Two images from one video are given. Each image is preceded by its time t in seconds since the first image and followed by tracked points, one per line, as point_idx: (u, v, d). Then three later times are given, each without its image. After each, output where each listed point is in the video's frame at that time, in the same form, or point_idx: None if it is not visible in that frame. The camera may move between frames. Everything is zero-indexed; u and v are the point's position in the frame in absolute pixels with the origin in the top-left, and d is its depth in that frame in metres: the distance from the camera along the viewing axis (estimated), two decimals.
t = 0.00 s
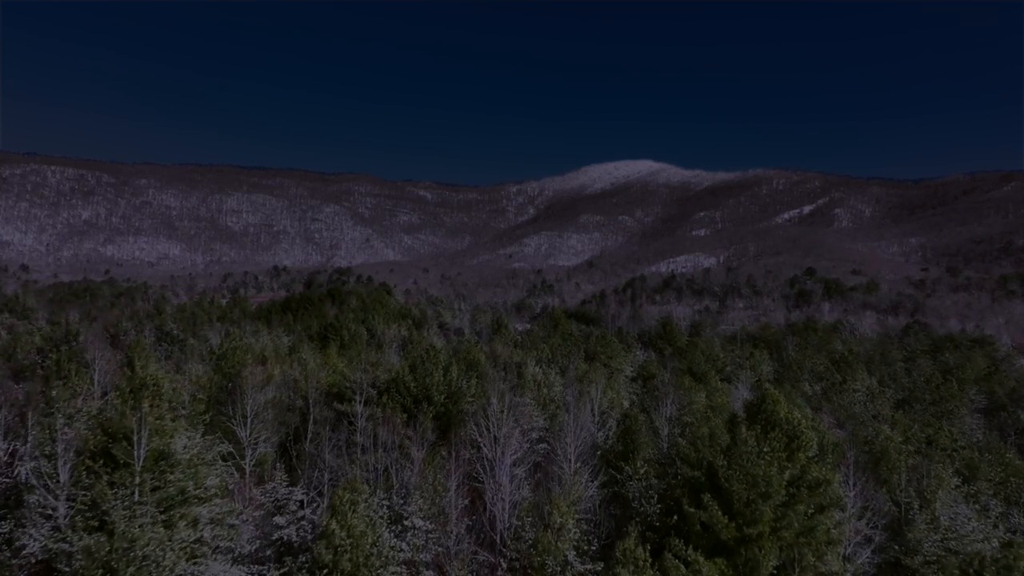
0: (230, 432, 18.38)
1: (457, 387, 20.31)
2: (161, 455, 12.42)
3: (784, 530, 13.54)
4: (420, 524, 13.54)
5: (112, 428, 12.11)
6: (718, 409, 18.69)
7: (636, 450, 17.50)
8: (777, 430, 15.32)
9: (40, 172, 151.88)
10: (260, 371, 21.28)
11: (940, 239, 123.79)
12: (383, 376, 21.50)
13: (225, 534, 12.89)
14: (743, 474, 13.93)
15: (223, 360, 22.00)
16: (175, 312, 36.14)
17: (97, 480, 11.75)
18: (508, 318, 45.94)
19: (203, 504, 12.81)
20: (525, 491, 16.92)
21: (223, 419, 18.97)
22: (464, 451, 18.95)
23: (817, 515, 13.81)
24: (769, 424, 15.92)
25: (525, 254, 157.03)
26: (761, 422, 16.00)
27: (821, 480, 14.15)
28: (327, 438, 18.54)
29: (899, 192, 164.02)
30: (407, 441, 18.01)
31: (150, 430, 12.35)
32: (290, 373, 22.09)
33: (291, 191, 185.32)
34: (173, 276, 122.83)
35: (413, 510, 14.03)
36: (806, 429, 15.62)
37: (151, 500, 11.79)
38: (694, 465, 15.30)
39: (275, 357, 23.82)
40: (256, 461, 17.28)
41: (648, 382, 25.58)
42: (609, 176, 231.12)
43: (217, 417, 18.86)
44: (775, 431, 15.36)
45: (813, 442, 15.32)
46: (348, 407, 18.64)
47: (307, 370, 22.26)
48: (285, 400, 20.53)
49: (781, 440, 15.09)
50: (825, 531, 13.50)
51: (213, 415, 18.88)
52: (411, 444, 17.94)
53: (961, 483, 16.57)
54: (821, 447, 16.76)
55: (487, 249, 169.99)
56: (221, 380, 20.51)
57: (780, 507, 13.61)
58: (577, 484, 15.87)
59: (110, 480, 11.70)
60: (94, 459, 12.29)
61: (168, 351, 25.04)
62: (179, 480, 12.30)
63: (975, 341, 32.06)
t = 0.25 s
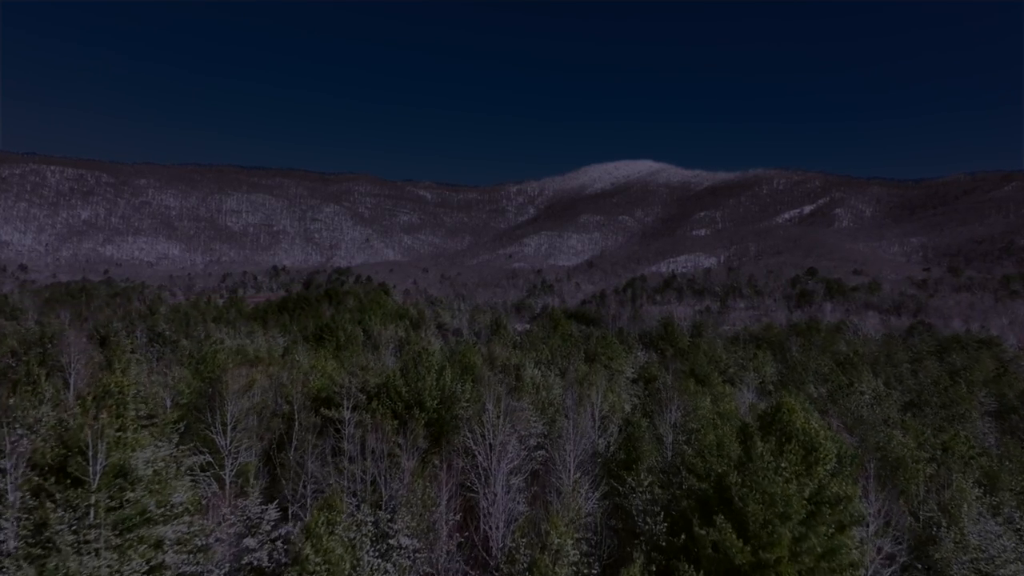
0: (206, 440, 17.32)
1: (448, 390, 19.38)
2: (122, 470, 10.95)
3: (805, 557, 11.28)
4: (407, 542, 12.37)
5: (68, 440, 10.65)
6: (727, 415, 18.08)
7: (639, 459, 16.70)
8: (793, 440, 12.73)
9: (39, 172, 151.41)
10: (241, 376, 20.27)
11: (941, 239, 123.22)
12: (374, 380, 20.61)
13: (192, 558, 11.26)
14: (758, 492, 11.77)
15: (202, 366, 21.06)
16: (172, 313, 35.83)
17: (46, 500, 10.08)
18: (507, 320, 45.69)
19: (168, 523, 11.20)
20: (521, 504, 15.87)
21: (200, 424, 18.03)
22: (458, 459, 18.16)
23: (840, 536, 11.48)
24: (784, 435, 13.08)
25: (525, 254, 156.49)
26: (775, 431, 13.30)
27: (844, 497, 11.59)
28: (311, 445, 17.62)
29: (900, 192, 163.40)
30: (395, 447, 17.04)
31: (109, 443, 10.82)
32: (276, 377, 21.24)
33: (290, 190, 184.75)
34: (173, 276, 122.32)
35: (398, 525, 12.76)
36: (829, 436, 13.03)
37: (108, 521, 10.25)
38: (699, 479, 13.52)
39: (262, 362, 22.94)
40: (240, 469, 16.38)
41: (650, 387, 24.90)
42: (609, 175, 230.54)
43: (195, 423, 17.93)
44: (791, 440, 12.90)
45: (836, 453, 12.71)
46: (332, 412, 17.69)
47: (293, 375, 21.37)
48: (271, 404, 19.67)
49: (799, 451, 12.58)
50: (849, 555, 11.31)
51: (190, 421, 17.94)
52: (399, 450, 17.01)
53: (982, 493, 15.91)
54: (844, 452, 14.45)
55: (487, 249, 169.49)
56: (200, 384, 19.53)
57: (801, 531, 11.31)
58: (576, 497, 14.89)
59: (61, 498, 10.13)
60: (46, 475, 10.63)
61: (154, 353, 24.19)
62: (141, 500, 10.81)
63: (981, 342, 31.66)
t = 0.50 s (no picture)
0: (184, 449, 16.36)
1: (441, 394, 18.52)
2: (72, 490, 10.34)
3: None
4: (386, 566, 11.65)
5: (15, 458, 9.95)
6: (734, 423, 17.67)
7: (642, 468, 16.01)
8: (811, 455, 11.47)
9: (38, 172, 150.95)
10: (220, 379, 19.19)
11: (942, 239, 122.71)
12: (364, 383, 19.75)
13: None
14: (778, 514, 10.71)
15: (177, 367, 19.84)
16: (167, 314, 35.31)
17: None
18: (507, 320, 45.16)
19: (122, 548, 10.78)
20: (517, 520, 15.10)
21: (176, 429, 16.95)
22: (451, 469, 17.29)
23: (864, 559, 10.67)
24: (801, 447, 11.90)
25: (525, 254, 155.99)
26: (791, 445, 11.98)
27: (866, 516, 10.91)
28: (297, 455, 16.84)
29: (901, 192, 162.84)
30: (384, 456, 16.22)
31: (60, 460, 10.19)
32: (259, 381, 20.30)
33: (290, 190, 184.25)
34: (172, 276, 121.85)
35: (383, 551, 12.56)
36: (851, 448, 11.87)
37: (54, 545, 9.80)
38: (707, 493, 12.61)
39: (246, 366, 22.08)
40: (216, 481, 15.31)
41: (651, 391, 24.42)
42: (609, 175, 230.03)
43: (170, 429, 16.86)
44: (810, 453, 11.68)
45: (858, 469, 11.52)
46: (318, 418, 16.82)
47: (278, 378, 20.45)
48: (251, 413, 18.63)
49: (819, 466, 11.35)
50: None
51: (165, 427, 16.84)
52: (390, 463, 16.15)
53: (1005, 505, 15.46)
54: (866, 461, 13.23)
55: (487, 249, 168.96)
56: (176, 386, 18.39)
57: (824, 558, 10.35)
58: (577, 510, 14.20)
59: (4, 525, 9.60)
60: None
61: (138, 355, 23.46)
62: (93, 519, 10.37)
63: (988, 343, 31.15)
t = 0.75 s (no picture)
0: (157, 461, 15.37)
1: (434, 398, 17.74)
2: (11, 517, 8.72)
3: None
4: None
5: None
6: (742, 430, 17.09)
7: (645, 479, 15.27)
8: (835, 472, 10.19)
9: (37, 171, 150.47)
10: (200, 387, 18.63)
11: (943, 239, 122.19)
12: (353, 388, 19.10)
13: None
14: (802, 542, 9.84)
15: (153, 374, 18.75)
16: (161, 314, 34.78)
17: None
18: (506, 320, 44.71)
19: None
20: (512, 538, 14.43)
21: (149, 441, 15.71)
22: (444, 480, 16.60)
23: None
24: (824, 464, 10.45)
25: (525, 254, 155.44)
26: (812, 460, 10.52)
27: (896, 541, 9.96)
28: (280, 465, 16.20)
29: (902, 192, 162.25)
30: (373, 466, 15.48)
31: None
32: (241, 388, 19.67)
33: (290, 190, 183.74)
34: (171, 276, 121.37)
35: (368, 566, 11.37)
36: (874, 464, 10.59)
37: None
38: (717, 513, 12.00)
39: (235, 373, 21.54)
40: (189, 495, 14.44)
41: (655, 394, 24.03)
42: (609, 175, 229.51)
43: (142, 440, 15.56)
44: (831, 470, 10.34)
45: (883, 485, 10.31)
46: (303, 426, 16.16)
47: (264, 385, 19.77)
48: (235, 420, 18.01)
49: (843, 484, 10.09)
50: None
51: (136, 437, 15.57)
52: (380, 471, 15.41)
53: None
54: (884, 473, 12.29)
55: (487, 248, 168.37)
56: (150, 393, 17.37)
57: None
58: (576, 528, 13.53)
59: None
60: None
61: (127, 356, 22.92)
62: (36, 545, 8.67)
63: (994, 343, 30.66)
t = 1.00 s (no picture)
0: (127, 472, 14.55)
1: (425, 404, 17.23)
2: None
3: None
4: None
5: None
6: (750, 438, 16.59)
7: (649, 490, 14.66)
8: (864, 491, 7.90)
9: (37, 171, 150.08)
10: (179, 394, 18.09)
11: (944, 239, 121.66)
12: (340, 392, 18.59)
13: None
14: None
15: (123, 378, 17.85)
16: (157, 315, 34.33)
17: None
18: (506, 321, 44.31)
19: None
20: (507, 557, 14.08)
21: (119, 451, 14.85)
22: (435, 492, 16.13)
23: None
24: (850, 481, 8.28)
25: (525, 254, 154.92)
26: (836, 478, 8.33)
27: (935, 572, 7.63)
28: (262, 476, 15.76)
29: (903, 191, 161.64)
30: (360, 476, 15.00)
31: None
32: (219, 394, 19.18)
33: (290, 190, 183.24)
34: (170, 276, 120.92)
35: None
36: (908, 482, 8.34)
37: None
38: (723, 534, 10.58)
39: (222, 377, 21.11)
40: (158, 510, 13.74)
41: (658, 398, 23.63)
42: (609, 175, 229.01)
43: (111, 451, 14.70)
44: (859, 489, 8.11)
45: (919, 506, 8.03)
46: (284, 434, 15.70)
47: (253, 390, 19.28)
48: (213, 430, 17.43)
49: (873, 507, 7.82)
50: None
51: (104, 448, 14.72)
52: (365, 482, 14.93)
53: None
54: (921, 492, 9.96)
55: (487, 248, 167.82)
56: (122, 398, 16.46)
57: None
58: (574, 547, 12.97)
59: None
60: None
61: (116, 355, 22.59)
62: None
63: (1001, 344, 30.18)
